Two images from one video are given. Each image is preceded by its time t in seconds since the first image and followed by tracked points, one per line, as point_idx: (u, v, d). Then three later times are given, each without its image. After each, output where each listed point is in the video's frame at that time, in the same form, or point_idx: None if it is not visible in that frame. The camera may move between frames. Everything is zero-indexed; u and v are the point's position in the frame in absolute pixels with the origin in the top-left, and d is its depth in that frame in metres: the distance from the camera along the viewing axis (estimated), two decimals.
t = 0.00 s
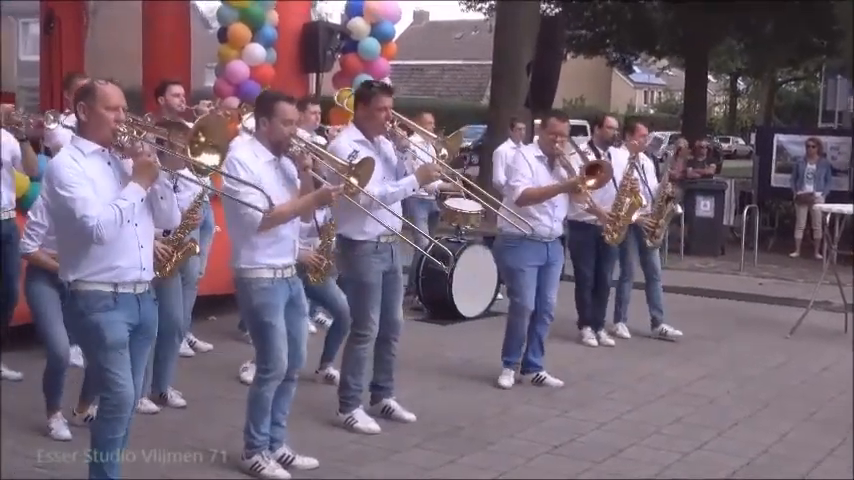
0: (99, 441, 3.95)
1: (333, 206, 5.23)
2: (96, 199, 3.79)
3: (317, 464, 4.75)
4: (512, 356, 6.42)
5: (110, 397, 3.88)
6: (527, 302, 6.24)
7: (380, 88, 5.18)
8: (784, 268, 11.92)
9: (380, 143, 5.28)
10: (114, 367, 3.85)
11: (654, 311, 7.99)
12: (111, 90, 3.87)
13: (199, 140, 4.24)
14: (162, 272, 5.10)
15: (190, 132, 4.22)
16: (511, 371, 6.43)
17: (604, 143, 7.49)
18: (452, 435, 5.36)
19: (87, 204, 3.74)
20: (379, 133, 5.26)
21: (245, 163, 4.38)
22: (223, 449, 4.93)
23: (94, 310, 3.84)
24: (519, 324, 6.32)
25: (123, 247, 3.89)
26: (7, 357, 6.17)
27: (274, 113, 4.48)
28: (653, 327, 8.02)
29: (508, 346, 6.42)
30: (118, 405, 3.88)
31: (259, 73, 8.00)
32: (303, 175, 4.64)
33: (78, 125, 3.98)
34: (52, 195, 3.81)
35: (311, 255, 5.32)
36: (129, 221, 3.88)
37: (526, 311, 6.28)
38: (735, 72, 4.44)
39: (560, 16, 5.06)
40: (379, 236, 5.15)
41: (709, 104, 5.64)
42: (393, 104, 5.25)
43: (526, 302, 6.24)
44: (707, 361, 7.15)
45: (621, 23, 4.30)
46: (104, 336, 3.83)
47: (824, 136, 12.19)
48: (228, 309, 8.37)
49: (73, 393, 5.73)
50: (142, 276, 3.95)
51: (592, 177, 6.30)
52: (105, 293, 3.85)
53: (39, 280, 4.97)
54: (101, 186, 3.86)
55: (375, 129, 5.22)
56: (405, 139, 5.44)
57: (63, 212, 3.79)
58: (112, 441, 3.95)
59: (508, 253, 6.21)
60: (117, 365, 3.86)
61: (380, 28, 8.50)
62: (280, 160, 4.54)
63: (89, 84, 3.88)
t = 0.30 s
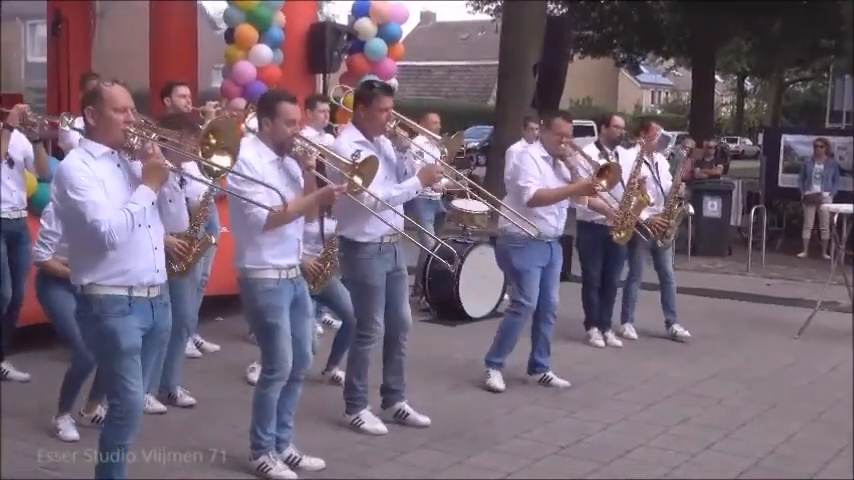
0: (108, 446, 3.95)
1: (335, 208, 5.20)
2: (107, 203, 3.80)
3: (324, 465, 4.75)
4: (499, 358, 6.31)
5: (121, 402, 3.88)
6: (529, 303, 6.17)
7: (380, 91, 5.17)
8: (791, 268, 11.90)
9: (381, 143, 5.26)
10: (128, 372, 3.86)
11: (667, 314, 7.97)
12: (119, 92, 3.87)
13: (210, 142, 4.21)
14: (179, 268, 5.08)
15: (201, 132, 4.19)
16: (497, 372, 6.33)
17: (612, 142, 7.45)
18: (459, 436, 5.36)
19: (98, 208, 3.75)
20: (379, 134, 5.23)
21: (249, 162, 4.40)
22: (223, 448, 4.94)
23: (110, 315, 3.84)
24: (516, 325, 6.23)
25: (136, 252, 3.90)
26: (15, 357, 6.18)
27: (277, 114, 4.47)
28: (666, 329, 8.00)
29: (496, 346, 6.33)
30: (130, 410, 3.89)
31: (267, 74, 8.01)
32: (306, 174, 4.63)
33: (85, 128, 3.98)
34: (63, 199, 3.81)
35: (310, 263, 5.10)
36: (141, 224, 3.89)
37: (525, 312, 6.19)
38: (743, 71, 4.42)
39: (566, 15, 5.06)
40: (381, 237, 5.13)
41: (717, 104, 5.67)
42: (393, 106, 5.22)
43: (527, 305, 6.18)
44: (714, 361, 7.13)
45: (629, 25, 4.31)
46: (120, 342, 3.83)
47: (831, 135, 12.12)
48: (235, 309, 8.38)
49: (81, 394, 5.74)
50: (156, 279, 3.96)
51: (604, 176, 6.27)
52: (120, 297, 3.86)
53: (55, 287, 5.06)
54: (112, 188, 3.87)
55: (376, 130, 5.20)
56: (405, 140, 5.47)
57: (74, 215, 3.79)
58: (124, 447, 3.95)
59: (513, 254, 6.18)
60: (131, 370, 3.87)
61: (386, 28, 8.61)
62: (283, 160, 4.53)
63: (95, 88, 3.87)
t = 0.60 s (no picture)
0: (109, 449, 3.96)
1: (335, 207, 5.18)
2: (110, 206, 3.80)
3: (324, 467, 4.74)
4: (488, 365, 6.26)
5: (122, 406, 3.89)
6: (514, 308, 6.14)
7: (380, 93, 5.17)
8: (793, 268, 11.91)
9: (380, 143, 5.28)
10: (129, 376, 3.87)
11: (671, 316, 7.97)
12: (128, 93, 3.89)
13: (218, 147, 4.25)
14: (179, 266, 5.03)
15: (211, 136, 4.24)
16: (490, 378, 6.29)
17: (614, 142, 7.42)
18: (460, 437, 5.36)
19: (102, 211, 3.75)
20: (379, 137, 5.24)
21: (250, 164, 4.40)
22: (223, 449, 4.96)
23: (113, 320, 3.84)
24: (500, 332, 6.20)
25: (140, 255, 3.90)
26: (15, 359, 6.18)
27: (276, 115, 4.47)
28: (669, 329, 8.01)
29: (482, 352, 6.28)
30: (131, 413, 3.90)
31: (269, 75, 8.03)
32: (306, 175, 4.63)
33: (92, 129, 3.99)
34: (67, 199, 3.81)
35: (310, 248, 4.98)
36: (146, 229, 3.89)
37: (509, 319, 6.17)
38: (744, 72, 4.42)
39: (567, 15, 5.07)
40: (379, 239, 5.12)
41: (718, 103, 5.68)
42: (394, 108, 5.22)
43: (513, 311, 6.15)
44: (715, 362, 7.13)
45: (630, 25, 4.32)
46: (123, 346, 3.83)
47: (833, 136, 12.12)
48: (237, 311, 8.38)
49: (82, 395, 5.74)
50: (159, 282, 3.96)
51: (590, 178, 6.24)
52: (122, 301, 3.85)
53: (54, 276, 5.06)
54: (116, 189, 3.87)
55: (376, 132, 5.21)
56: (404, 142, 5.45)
57: (77, 217, 3.80)
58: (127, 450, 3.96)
59: (503, 257, 6.11)
60: (133, 374, 3.88)
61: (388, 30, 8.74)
62: (283, 161, 4.53)
63: (104, 88, 3.90)
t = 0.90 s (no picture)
0: (111, 448, 3.97)
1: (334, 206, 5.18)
2: (112, 209, 3.80)
3: (326, 468, 4.74)
4: (487, 367, 6.28)
5: (124, 406, 3.90)
6: (505, 309, 6.17)
7: (380, 93, 5.16)
8: (794, 268, 11.91)
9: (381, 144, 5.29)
10: (131, 377, 3.88)
11: (676, 316, 7.96)
12: (132, 96, 3.87)
13: (221, 154, 4.19)
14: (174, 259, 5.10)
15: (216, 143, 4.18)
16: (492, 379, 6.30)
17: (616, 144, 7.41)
18: (462, 438, 5.36)
19: (103, 215, 3.74)
20: (379, 136, 5.26)
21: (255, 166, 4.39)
22: (223, 449, 4.96)
23: (114, 321, 3.85)
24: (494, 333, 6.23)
25: (141, 259, 3.90)
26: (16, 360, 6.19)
27: (279, 116, 4.46)
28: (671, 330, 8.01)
29: (479, 354, 6.30)
30: (134, 414, 3.91)
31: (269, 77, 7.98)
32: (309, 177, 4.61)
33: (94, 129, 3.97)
34: (68, 202, 3.80)
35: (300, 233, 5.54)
36: (148, 231, 3.89)
37: (502, 320, 6.20)
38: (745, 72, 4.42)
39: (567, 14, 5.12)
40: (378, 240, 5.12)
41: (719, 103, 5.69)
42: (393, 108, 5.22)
43: (505, 311, 6.18)
44: (717, 362, 7.13)
45: (631, 25, 4.33)
46: (125, 348, 3.85)
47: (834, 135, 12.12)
48: (238, 312, 8.38)
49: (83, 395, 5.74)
50: (159, 285, 3.97)
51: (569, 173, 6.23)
52: (123, 302, 3.86)
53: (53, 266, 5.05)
54: (118, 193, 3.87)
55: (375, 131, 5.23)
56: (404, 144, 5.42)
57: (78, 220, 3.79)
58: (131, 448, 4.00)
59: (499, 258, 6.08)
60: (135, 375, 3.89)
61: (390, 30, 8.58)
62: (285, 162, 4.51)
63: (108, 89, 3.88)
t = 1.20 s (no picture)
0: (111, 447, 3.96)
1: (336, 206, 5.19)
2: (105, 209, 3.80)
3: (327, 469, 4.74)
4: (488, 367, 6.29)
5: (124, 405, 3.90)
6: (500, 307, 6.15)
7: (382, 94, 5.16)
8: (795, 268, 11.91)
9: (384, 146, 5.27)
10: (129, 375, 3.87)
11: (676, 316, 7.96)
12: (125, 95, 3.89)
13: (212, 151, 4.23)
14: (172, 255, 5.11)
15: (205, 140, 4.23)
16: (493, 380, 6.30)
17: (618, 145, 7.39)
18: (463, 438, 5.36)
19: (95, 213, 3.74)
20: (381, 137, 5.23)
21: (260, 169, 4.39)
22: (223, 449, 4.97)
23: (110, 320, 3.84)
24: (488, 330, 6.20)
25: (134, 258, 3.90)
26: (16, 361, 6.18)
27: (286, 119, 4.47)
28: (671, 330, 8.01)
29: (479, 356, 6.28)
30: (135, 412, 3.90)
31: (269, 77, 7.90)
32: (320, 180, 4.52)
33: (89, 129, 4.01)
34: (61, 201, 3.81)
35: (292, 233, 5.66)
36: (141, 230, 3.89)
37: (496, 316, 6.18)
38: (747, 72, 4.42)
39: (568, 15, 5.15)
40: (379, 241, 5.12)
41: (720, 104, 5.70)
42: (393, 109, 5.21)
43: (500, 309, 6.16)
44: (718, 362, 7.13)
45: (631, 26, 4.34)
46: (121, 347, 3.84)
47: (834, 135, 12.13)
48: (238, 312, 8.37)
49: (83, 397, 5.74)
50: (154, 285, 3.97)
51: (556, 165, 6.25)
52: (119, 301, 3.86)
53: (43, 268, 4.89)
54: (111, 193, 3.87)
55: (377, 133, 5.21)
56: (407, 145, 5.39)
57: (71, 221, 3.79)
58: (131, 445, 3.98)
59: (500, 258, 6.06)
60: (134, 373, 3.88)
61: (390, 31, 8.63)
62: (293, 165, 4.50)
63: (101, 89, 3.90)
